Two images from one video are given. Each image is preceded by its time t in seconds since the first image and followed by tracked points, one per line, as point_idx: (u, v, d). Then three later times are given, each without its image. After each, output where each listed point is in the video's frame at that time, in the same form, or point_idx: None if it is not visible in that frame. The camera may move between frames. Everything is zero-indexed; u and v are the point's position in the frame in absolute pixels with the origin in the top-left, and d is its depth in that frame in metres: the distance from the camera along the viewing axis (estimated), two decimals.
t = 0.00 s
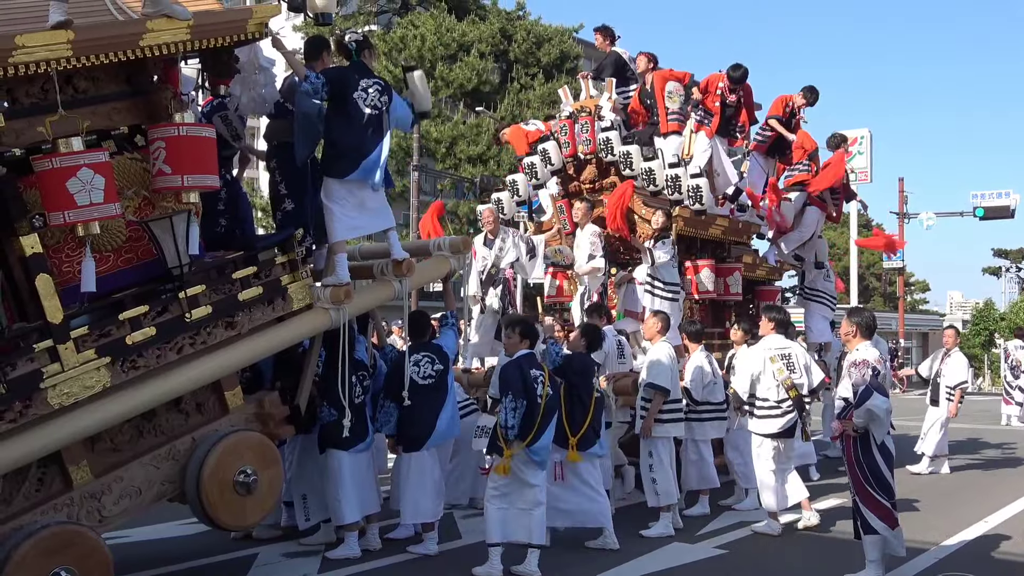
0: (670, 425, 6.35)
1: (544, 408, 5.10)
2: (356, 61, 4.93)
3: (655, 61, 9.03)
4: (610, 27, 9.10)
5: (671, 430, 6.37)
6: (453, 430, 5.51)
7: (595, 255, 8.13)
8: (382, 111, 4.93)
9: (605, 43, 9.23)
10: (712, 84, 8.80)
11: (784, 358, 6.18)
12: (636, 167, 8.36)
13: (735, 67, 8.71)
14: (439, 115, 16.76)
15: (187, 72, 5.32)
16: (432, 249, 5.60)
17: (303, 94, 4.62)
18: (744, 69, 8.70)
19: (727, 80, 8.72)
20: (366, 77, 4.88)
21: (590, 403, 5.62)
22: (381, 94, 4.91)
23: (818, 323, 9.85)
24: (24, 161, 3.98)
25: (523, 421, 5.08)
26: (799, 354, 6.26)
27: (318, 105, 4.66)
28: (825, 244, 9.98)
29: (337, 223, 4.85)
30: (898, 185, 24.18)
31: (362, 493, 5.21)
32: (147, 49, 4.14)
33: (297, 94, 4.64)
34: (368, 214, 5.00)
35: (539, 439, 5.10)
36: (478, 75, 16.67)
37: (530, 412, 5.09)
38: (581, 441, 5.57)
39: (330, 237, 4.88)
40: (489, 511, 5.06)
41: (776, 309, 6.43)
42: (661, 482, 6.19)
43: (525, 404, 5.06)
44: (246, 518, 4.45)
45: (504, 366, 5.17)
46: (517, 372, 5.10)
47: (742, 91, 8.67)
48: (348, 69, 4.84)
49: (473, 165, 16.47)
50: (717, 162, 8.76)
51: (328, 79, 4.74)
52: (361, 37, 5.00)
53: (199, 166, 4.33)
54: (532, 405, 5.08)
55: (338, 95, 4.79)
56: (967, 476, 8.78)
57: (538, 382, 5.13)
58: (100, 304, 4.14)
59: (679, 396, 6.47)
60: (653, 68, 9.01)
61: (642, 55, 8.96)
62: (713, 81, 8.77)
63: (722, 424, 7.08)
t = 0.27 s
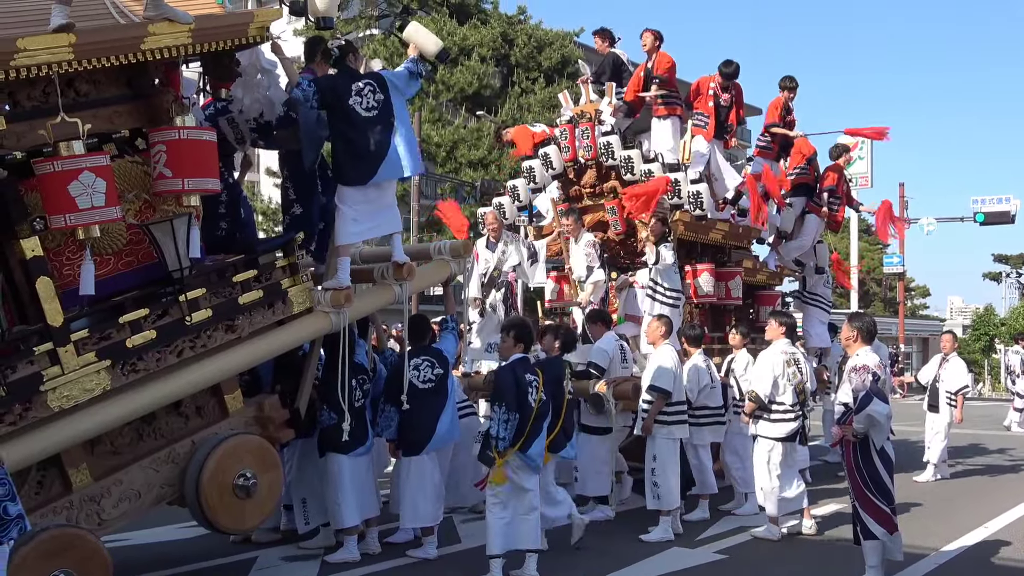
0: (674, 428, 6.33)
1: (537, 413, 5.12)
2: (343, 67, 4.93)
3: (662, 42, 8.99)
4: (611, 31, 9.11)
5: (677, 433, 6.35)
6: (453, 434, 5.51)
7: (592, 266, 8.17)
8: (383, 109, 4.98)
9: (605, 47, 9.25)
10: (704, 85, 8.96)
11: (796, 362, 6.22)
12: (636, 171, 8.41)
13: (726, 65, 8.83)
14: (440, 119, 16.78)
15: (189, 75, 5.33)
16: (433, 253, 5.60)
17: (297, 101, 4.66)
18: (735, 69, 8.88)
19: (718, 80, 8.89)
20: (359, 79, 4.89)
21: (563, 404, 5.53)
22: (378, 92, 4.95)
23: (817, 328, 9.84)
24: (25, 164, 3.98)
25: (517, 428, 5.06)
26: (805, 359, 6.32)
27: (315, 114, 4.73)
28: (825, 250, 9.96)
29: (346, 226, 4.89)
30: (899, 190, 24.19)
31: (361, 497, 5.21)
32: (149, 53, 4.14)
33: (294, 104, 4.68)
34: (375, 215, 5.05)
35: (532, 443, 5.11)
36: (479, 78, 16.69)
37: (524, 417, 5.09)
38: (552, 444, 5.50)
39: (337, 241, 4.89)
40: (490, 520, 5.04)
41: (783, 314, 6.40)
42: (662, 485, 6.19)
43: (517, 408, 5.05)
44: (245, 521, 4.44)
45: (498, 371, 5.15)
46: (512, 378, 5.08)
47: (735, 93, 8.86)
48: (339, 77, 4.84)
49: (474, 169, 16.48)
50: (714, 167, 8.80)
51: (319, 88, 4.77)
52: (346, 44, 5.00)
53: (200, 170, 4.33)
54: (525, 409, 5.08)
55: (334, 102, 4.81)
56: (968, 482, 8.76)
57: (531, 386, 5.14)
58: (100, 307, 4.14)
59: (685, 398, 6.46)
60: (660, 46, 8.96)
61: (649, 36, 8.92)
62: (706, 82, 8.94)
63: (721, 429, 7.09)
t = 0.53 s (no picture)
0: (681, 430, 6.32)
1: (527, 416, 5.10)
2: (354, 70, 4.93)
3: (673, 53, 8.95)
4: (610, 35, 9.11)
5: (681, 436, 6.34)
6: (451, 437, 5.50)
7: (587, 272, 8.11)
8: (387, 117, 4.96)
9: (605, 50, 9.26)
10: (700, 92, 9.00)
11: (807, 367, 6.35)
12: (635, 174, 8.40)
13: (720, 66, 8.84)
14: (439, 123, 16.77)
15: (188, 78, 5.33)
16: (431, 256, 5.61)
17: (304, 101, 4.68)
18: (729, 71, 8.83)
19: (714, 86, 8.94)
20: (366, 86, 4.89)
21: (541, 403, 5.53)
22: (384, 99, 4.94)
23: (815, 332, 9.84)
24: (24, 167, 3.98)
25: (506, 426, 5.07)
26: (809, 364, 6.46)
27: (319, 114, 4.72)
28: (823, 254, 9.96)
29: (339, 231, 4.89)
30: (898, 194, 24.17)
31: (360, 500, 5.21)
32: (148, 56, 4.15)
33: (298, 101, 4.71)
34: (375, 216, 5.06)
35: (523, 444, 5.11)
36: (478, 82, 16.69)
37: (513, 418, 5.09)
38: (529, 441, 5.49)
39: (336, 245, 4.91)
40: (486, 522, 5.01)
41: (791, 319, 6.36)
42: (663, 488, 6.18)
43: (508, 409, 5.05)
44: (242, 524, 4.44)
45: (492, 373, 5.16)
46: (505, 380, 5.09)
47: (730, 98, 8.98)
48: (346, 80, 4.86)
49: (473, 172, 16.48)
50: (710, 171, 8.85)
51: (326, 88, 4.78)
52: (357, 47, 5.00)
53: (198, 172, 4.33)
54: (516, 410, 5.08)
55: (338, 103, 4.81)
56: (966, 486, 8.76)
57: (524, 390, 5.13)
58: (99, 310, 4.14)
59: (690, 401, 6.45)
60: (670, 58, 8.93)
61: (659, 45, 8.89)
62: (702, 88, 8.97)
63: (717, 434, 7.09)
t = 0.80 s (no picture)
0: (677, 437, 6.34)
1: (522, 420, 5.07)
2: (372, 78, 5.01)
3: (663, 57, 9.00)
4: (609, 39, 9.13)
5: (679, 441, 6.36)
6: (448, 441, 5.50)
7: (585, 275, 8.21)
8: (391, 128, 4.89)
9: (604, 54, 9.27)
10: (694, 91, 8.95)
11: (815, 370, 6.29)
12: (634, 179, 8.38)
13: (713, 64, 8.83)
14: (438, 126, 16.77)
15: (186, 81, 5.34)
16: (429, 259, 5.62)
17: (304, 95, 4.79)
18: (722, 67, 8.82)
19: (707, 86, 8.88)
20: (377, 95, 4.88)
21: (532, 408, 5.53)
22: (391, 113, 4.88)
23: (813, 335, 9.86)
24: (22, 170, 3.98)
25: (498, 428, 5.07)
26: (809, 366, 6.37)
27: (320, 118, 4.81)
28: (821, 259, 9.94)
29: (334, 231, 4.90)
30: (897, 198, 24.17)
31: (357, 504, 5.21)
32: (146, 59, 4.15)
33: (304, 97, 4.80)
34: (365, 220, 5.06)
35: (516, 445, 5.11)
36: (477, 85, 16.69)
37: (504, 421, 5.07)
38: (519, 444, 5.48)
39: (327, 247, 4.91)
40: (481, 526, 5.00)
41: (798, 323, 6.30)
42: (668, 493, 6.18)
43: (501, 411, 5.05)
44: (240, 527, 4.43)
45: (488, 376, 5.18)
46: (502, 384, 5.10)
47: (724, 96, 8.97)
48: (358, 86, 4.89)
49: (471, 175, 16.48)
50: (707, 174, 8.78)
51: (337, 87, 4.83)
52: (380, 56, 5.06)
53: (196, 175, 4.33)
54: (510, 414, 5.07)
55: (343, 106, 4.83)
56: (964, 490, 8.76)
57: (519, 394, 5.12)
58: (97, 313, 4.14)
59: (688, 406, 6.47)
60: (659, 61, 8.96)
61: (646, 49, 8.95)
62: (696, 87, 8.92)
63: (714, 437, 7.10)
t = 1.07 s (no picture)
0: (675, 440, 6.35)
1: (518, 422, 5.07)
2: (365, 81, 5.01)
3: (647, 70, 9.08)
4: (607, 43, 9.15)
5: (676, 445, 6.36)
6: (444, 444, 5.49)
7: (584, 274, 8.13)
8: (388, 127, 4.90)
9: (602, 58, 9.29)
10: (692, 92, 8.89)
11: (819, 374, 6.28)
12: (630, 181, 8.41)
13: (709, 65, 8.84)
14: (434, 128, 16.77)
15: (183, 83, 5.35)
16: (426, 261, 5.63)
17: (300, 99, 4.76)
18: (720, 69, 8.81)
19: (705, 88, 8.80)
20: (373, 95, 4.88)
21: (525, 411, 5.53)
22: (388, 114, 4.88)
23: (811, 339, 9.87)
24: (18, 172, 3.97)
25: (494, 430, 5.07)
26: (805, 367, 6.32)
27: (315, 124, 4.85)
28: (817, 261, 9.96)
29: (332, 233, 4.91)
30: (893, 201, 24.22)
31: (353, 506, 5.20)
32: (144, 61, 4.15)
33: (299, 101, 4.79)
34: (364, 221, 5.05)
35: (513, 446, 5.11)
36: (474, 88, 16.69)
37: (498, 424, 5.06)
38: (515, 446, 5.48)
39: (325, 247, 4.91)
40: (479, 531, 4.99)
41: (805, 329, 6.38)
42: (666, 495, 6.18)
43: (498, 414, 5.02)
44: (236, 529, 4.41)
45: (485, 379, 5.12)
46: (499, 387, 5.06)
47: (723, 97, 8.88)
48: (355, 87, 4.89)
49: (468, 178, 16.48)
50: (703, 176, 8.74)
51: (333, 90, 4.85)
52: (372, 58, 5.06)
53: (193, 177, 4.33)
54: (506, 417, 5.05)
55: (342, 107, 4.83)
56: (959, 493, 8.77)
57: (516, 397, 5.10)
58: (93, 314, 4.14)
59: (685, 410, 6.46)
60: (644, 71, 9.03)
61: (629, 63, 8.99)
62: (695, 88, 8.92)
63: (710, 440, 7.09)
